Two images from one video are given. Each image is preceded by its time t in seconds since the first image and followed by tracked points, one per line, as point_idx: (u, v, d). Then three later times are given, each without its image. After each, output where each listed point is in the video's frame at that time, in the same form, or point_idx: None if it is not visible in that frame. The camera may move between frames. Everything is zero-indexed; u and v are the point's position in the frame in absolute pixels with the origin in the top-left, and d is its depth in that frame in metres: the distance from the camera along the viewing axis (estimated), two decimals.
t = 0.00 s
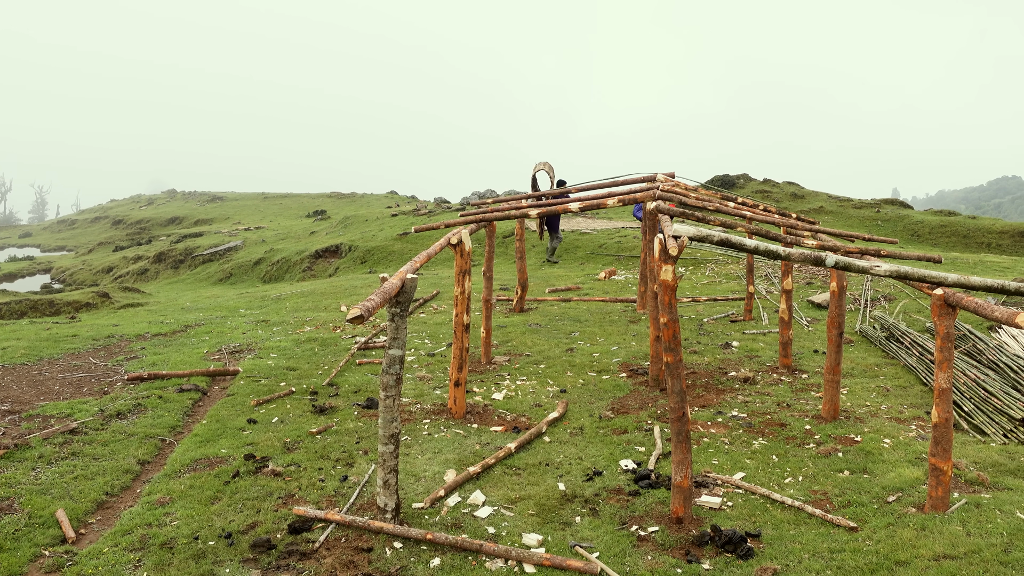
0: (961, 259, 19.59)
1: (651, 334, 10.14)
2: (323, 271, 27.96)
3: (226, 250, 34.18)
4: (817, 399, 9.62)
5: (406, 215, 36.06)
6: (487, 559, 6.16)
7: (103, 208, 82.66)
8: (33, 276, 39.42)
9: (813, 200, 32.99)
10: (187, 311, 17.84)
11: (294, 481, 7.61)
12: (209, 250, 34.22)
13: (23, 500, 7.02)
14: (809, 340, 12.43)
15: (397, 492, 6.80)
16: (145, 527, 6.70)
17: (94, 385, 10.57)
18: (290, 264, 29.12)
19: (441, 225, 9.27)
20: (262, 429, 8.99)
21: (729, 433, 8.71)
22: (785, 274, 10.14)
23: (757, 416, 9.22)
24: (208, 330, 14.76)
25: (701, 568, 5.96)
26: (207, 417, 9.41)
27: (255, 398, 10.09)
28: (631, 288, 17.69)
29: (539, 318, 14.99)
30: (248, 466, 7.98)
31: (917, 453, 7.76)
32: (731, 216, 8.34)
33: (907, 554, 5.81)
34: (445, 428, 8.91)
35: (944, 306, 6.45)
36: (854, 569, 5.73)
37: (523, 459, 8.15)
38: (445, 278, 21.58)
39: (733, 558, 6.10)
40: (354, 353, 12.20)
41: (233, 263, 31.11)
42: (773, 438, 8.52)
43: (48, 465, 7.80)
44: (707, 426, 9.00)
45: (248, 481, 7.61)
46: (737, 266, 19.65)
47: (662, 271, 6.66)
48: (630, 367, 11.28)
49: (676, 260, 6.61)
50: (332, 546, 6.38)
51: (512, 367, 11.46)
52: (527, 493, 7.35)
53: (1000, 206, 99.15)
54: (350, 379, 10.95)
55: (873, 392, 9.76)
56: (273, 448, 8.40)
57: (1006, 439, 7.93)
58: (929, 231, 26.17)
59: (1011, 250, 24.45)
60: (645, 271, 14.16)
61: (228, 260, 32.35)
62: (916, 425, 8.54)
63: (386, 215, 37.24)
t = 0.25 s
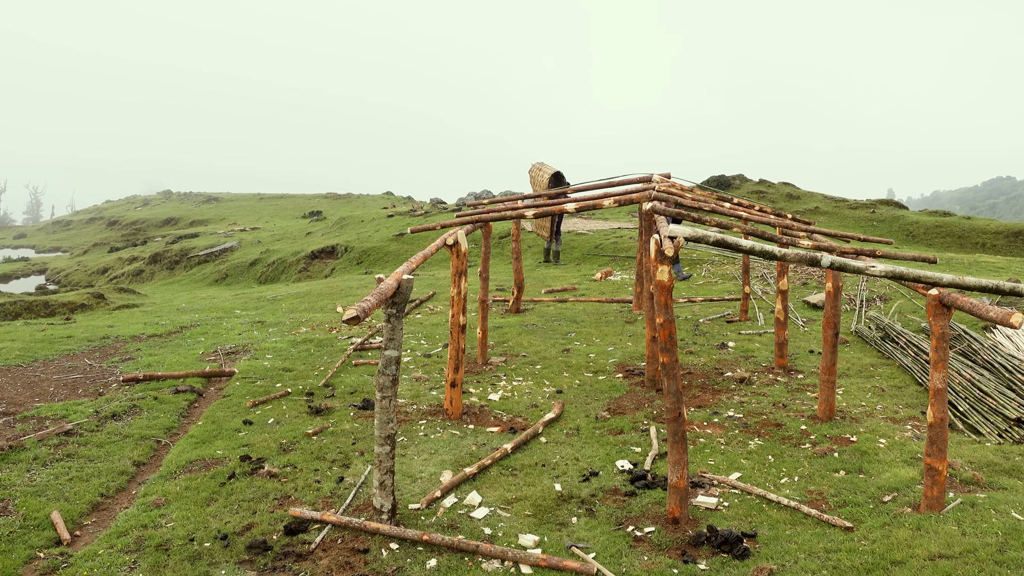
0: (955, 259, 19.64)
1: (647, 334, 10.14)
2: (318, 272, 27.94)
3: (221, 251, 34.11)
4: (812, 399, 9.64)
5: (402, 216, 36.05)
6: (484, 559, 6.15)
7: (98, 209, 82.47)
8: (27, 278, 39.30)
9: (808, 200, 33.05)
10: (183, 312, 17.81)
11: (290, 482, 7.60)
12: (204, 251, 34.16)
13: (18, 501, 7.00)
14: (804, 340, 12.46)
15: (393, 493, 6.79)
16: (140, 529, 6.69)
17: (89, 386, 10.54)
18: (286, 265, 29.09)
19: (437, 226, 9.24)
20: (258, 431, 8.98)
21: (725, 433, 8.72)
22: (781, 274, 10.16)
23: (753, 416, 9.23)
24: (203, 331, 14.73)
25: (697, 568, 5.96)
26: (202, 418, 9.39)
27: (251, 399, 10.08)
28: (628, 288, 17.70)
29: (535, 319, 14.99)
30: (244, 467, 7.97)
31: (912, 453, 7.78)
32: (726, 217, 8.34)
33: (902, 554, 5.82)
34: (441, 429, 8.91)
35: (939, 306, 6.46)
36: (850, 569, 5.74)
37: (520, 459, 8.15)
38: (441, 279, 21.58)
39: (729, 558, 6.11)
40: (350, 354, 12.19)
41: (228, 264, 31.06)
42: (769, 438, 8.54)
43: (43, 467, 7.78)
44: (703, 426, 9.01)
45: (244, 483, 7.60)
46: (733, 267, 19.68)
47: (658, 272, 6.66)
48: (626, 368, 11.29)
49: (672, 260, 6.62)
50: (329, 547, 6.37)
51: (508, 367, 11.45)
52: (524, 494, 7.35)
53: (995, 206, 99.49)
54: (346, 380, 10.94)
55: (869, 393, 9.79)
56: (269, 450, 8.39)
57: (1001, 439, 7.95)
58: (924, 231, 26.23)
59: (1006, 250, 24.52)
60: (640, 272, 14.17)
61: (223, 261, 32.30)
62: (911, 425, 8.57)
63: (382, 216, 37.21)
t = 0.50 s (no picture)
0: (948, 260, 19.73)
1: (641, 335, 10.15)
2: (312, 273, 27.89)
3: (215, 252, 34.01)
4: (806, 400, 9.66)
5: (396, 217, 36.03)
6: (478, 561, 6.14)
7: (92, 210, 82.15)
8: (19, 279, 39.12)
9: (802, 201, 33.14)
10: (176, 314, 17.75)
11: (284, 484, 7.58)
12: (198, 253, 34.07)
13: (10, 504, 6.96)
14: (798, 341, 12.48)
15: (387, 495, 6.77)
16: (133, 531, 6.66)
17: (82, 388, 10.50)
18: (280, 266, 29.03)
19: (431, 226, 9.22)
20: (252, 432, 8.95)
21: (720, 434, 8.74)
22: (774, 275, 10.17)
23: (747, 417, 9.25)
24: (197, 332, 14.69)
25: (692, 568, 5.97)
26: (196, 420, 9.36)
27: (245, 401, 10.05)
28: (622, 289, 17.72)
29: (530, 320, 14.99)
30: (238, 469, 7.94)
31: (905, 452, 7.80)
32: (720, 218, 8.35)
33: (896, 553, 5.83)
34: (435, 430, 8.89)
35: (932, 306, 6.48)
36: (844, 569, 5.75)
37: (514, 460, 8.15)
38: (435, 280, 21.56)
39: (724, 558, 6.11)
40: (344, 355, 12.17)
41: (222, 265, 30.98)
42: (764, 438, 8.55)
43: (36, 469, 7.74)
44: (697, 426, 9.02)
45: (238, 485, 7.58)
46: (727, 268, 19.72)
47: (652, 273, 6.66)
48: (620, 369, 11.29)
49: (666, 261, 6.62)
50: (323, 549, 6.36)
51: (502, 368, 11.45)
52: (518, 495, 7.35)
53: (988, 207, 99.99)
54: (340, 382, 10.91)
55: (862, 393, 9.81)
56: (262, 451, 8.37)
57: (993, 438, 7.98)
58: (917, 232, 26.33)
59: (998, 251, 24.64)
60: (635, 273, 14.18)
61: (217, 262, 32.22)
62: (905, 425, 8.59)
63: (376, 217, 37.18)
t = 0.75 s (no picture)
0: (942, 260, 19.79)
1: (637, 335, 10.15)
2: (307, 274, 27.85)
3: (210, 253, 33.94)
4: (801, 400, 9.68)
5: (391, 218, 36.00)
6: (474, 562, 6.14)
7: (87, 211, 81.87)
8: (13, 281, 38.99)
9: (797, 202, 33.21)
10: (171, 315, 17.72)
11: (279, 486, 7.57)
12: (193, 254, 33.99)
13: (3, 506, 6.93)
14: (793, 341, 12.51)
15: (382, 496, 6.76)
16: (128, 533, 6.64)
17: (76, 390, 10.46)
18: (275, 267, 28.99)
19: (426, 227, 9.20)
20: (247, 434, 8.93)
21: (715, 434, 8.75)
22: (769, 275, 10.18)
23: (742, 417, 9.26)
24: (191, 333, 14.67)
25: (687, 569, 5.97)
26: (191, 421, 9.34)
27: (240, 402, 10.03)
28: (617, 289, 17.74)
29: (525, 320, 15.00)
30: (233, 470, 7.92)
31: (900, 452, 7.82)
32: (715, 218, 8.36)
33: (891, 553, 5.85)
34: (431, 431, 8.89)
35: (926, 306, 6.49)
36: (839, 569, 5.76)
37: (510, 461, 8.14)
38: (431, 281, 21.56)
39: (719, 558, 6.12)
40: (339, 356, 12.15)
41: (217, 266, 30.94)
42: (759, 438, 8.56)
43: (29, 471, 7.71)
44: (692, 427, 9.03)
45: (233, 486, 7.56)
46: (722, 269, 19.75)
47: (648, 273, 6.67)
48: (616, 369, 11.30)
49: (661, 262, 6.63)
50: (318, 551, 6.35)
51: (498, 369, 11.44)
52: (514, 496, 7.34)
53: (984, 207, 100.30)
54: (336, 383, 10.90)
55: (857, 393, 9.83)
56: (257, 453, 8.35)
57: (987, 438, 8.00)
58: (911, 233, 26.40)
59: (991, 251, 24.72)
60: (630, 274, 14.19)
61: (211, 263, 32.15)
62: (899, 425, 8.61)
63: (371, 218, 37.15)
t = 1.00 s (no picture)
0: (936, 260, 19.86)
1: (631, 335, 10.15)
2: (302, 275, 27.80)
3: (204, 254, 33.87)
4: (795, 400, 9.70)
5: (386, 218, 35.97)
6: (469, 562, 6.14)
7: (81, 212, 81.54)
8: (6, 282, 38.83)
9: (791, 202, 33.29)
10: (164, 316, 17.69)
11: (274, 487, 7.55)
12: (187, 255, 33.92)
13: None
14: (788, 341, 12.54)
15: (378, 497, 6.76)
16: (122, 535, 6.61)
17: (70, 391, 10.42)
18: (269, 268, 28.93)
19: (421, 228, 9.18)
20: (241, 435, 8.91)
21: (709, 434, 8.76)
22: (764, 275, 10.20)
23: (737, 417, 9.27)
24: (186, 334, 14.63)
25: (682, 569, 5.98)
26: (185, 422, 9.31)
27: (234, 403, 10.01)
28: (612, 290, 17.75)
29: (520, 321, 15.00)
30: (227, 472, 7.90)
31: (894, 452, 7.84)
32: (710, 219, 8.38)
33: (885, 552, 5.87)
34: (426, 432, 8.88)
35: (920, 306, 6.51)
36: (833, 568, 5.77)
37: (505, 462, 8.14)
38: (426, 281, 21.54)
39: (714, 558, 6.13)
40: (334, 357, 12.12)
41: (211, 267, 30.88)
42: (753, 438, 8.58)
43: (22, 473, 7.68)
44: (687, 427, 9.04)
45: (227, 488, 7.54)
46: (717, 269, 19.79)
47: (642, 274, 6.68)
48: (611, 370, 11.31)
49: (655, 263, 6.64)
50: (313, 552, 6.33)
51: (493, 370, 11.44)
52: (509, 496, 7.34)
53: (978, 207, 100.66)
54: (330, 384, 10.88)
55: (851, 393, 9.85)
56: (252, 454, 8.33)
57: (980, 437, 8.03)
58: (905, 233, 26.48)
59: (984, 251, 24.82)
60: (625, 274, 14.19)
61: (205, 264, 32.09)
62: (893, 425, 8.63)
63: (366, 218, 37.11)
